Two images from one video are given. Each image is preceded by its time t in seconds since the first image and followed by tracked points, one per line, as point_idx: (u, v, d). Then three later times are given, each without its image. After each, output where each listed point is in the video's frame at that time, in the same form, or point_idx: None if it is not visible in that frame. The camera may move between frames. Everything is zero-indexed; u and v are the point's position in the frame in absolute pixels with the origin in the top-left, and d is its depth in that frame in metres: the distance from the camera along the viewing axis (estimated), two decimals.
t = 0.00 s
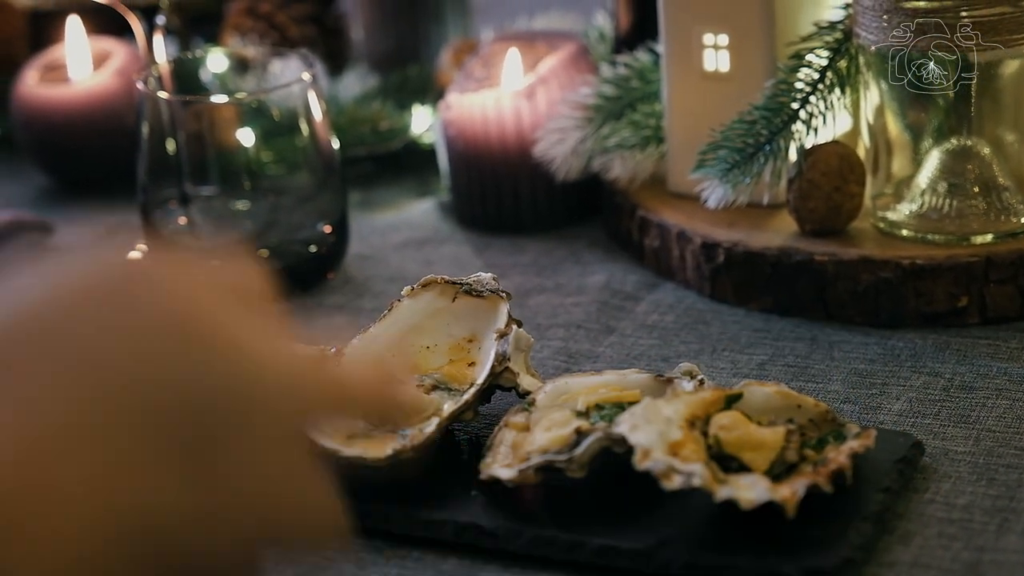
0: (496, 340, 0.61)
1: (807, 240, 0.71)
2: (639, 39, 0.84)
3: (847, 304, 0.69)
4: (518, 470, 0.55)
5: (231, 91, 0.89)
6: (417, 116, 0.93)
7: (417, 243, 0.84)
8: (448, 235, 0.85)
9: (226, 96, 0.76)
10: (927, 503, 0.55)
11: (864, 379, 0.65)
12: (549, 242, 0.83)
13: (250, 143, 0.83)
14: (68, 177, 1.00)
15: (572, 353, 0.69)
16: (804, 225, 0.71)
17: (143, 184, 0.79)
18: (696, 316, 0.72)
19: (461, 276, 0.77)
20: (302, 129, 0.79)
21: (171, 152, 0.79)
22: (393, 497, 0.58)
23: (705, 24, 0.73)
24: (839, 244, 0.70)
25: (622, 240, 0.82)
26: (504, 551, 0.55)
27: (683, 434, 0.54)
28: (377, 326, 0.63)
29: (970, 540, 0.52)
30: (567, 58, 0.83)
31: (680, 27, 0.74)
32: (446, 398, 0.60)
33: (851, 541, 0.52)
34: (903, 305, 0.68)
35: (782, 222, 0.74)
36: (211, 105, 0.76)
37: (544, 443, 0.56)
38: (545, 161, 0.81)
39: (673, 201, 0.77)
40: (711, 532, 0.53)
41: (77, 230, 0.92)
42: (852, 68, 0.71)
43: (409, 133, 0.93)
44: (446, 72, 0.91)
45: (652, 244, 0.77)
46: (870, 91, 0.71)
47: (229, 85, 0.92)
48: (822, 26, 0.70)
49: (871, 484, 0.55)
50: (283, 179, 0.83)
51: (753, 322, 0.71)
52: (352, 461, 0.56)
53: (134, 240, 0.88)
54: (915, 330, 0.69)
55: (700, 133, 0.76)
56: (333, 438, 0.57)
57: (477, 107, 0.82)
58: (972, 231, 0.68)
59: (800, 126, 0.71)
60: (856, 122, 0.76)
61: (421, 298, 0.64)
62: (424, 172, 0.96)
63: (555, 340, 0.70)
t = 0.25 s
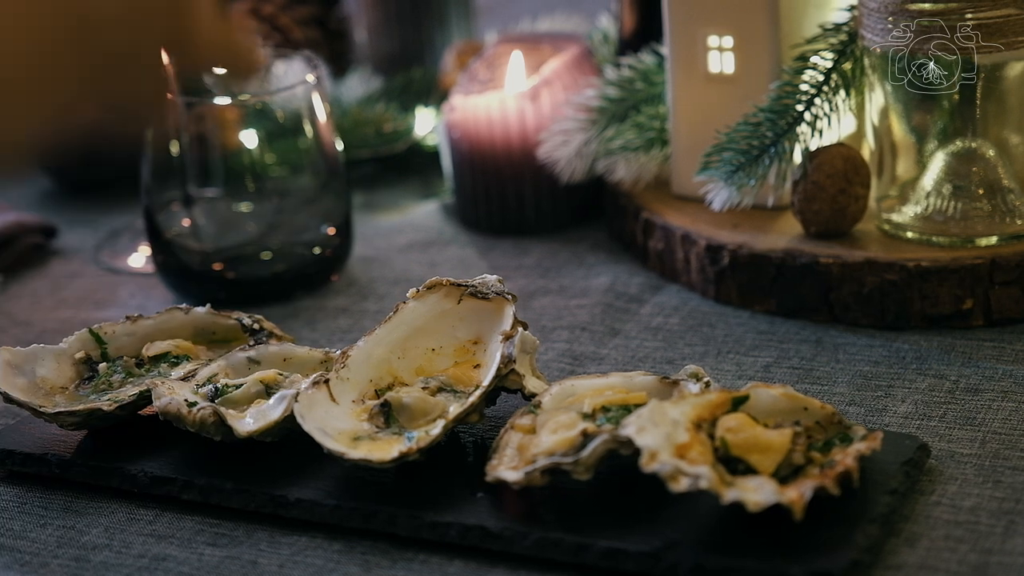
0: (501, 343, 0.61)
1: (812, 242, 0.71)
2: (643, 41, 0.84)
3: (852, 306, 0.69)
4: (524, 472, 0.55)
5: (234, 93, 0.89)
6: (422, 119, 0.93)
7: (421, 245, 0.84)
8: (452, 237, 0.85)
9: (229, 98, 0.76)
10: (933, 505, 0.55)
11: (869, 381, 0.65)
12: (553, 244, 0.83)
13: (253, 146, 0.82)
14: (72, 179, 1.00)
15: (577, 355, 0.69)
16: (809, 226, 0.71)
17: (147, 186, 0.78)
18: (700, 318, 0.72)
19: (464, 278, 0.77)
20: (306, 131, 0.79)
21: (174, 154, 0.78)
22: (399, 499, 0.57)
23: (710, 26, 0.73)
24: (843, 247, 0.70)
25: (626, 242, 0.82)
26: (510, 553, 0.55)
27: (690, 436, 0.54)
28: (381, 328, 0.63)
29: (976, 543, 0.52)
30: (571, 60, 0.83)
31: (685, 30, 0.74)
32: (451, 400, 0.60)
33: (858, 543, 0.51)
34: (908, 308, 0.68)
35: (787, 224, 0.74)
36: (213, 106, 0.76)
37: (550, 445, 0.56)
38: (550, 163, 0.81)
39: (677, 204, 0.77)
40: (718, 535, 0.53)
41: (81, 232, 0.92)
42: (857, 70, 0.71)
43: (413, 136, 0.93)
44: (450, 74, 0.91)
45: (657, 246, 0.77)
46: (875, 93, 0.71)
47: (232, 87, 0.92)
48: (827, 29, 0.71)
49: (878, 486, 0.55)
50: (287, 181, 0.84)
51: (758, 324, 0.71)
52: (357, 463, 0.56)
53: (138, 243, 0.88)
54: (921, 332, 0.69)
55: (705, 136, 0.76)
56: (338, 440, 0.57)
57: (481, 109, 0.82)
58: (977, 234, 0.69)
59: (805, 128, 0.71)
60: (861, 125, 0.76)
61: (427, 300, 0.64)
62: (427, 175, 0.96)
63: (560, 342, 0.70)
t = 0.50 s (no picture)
0: (506, 345, 0.61)
1: (817, 244, 0.71)
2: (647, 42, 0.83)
3: (858, 308, 0.69)
4: (530, 475, 0.55)
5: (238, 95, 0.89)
6: (425, 120, 0.93)
7: (425, 247, 0.84)
8: (456, 238, 0.85)
9: (232, 99, 0.75)
10: (940, 507, 0.55)
11: (874, 383, 0.65)
12: (557, 245, 0.83)
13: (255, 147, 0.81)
14: (75, 180, 1.00)
15: (582, 357, 0.69)
16: (814, 228, 0.71)
17: (151, 188, 0.78)
18: (705, 320, 0.72)
19: (469, 280, 0.77)
20: (310, 132, 0.78)
21: (178, 155, 0.77)
22: (405, 501, 0.57)
23: (714, 28, 0.73)
24: (848, 249, 0.70)
25: (630, 244, 0.82)
26: (516, 556, 0.55)
27: (697, 438, 0.54)
28: (386, 330, 0.63)
29: (983, 546, 0.52)
30: (575, 62, 0.83)
31: (690, 31, 0.74)
32: (456, 402, 0.60)
33: (864, 546, 0.51)
34: (914, 310, 0.68)
35: (791, 226, 0.74)
36: (217, 108, 0.76)
37: (556, 447, 0.56)
38: (554, 164, 0.81)
39: (682, 206, 0.77)
40: (725, 538, 0.53)
41: (85, 233, 0.92)
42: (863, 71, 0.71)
43: (416, 137, 0.93)
44: (454, 75, 0.91)
45: (661, 248, 0.76)
46: (880, 94, 0.71)
47: (235, 88, 0.91)
48: (833, 30, 0.70)
49: (884, 489, 0.55)
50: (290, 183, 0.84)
51: (763, 326, 0.71)
52: (362, 465, 0.56)
53: (141, 244, 0.88)
54: (926, 334, 0.69)
55: (710, 137, 0.76)
56: (343, 442, 0.57)
57: (485, 110, 0.82)
58: (983, 236, 0.68)
59: (810, 129, 0.71)
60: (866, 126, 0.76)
61: (432, 302, 0.64)
62: (431, 176, 0.96)
63: (564, 344, 0.70)
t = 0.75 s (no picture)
0: (512, 347, 0.61)
1: (821, 246, 0.71)
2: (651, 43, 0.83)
3: (863, 310, 0.69)
4: (535, 477, 0.55)
5: (241, 95, 0.88)
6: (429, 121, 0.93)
7: (429, 248, 0.84)
8: (460, 240, 0.85)
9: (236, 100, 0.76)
10: (946, 510, 0.55)
11: (879, 385, 0.64)
12: (561, 247, 0.83)
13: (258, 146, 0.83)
14: (78, 180, 0.99)
15: (587, 359, 0.69)
16: (818, 230, 0.71)
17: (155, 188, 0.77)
18: (710, 322, 0.72)
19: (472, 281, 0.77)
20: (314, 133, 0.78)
21: (181, 155, 0.77)
22: (410, 503, 0.57)
23: (719, 29, 0.73)
24: (853, 250, 0.70)
25: (634, 245, 0.81)
26: (522, 558, 0.55)
27: (703, 441, 0.54)
28: (391, 332, 0.63)
29: (990, 548, 0.52)
30: (579, 63, 0.83)
31: (695, 32, 0.74)
32: (461, 404, 0.60)
33: (870, 548, 0.51)
34: (919, 312, 0.68)
35: (796, 227, 0.74)
36: (220, 108, 0.76)
37: (562, 450, 0.56)
38: (558, 165, 0.81)
39: (686, 207, 0.77)
40: (731, 541, 0.53)
41: (88, 234, 0.91)
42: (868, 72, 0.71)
43: (420, 137, 0.92)
44: (457, 76, 0.91)
45: (665, 249, 0.76)
46: (884, 96, 0.71)
47: (238, 89, 0.91)
48: (838, 31, 0.70)
49: (890, 491, 0.55)
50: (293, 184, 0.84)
51: (768, 328, 0.71)
52: (367, 467, 0.56)
53: (145, 245, 0.88)
54: (931, 336, 0.69)
55: (715, 139, 0.76)
56: (349, 444, 0.57)
57: (489, 111, 0.82)
58: (988, 237, 0.68)
59: (814, 131, 0.71)
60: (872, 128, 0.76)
61: (437, 303, 0.64)
62: (435, 177, 0.96)
63: (569, 346, 0.70)
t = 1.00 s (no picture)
0: (516, 349, 0.61)
1: (826, 247, 0.71)
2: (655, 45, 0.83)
3: (868, 312, 0.69)
4: (541, 479, 0.55)
5: (246, 96, 0.89)
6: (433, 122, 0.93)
7: (433, 249, 0.84)
8: (463, 241, 0.85)
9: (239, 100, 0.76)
10: (952, 512, 0.55)
11: (884, 387, 0.64)
12: (565, 248, 0.83)
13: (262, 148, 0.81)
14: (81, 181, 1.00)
15: (592, 360, 0.69)
16: (823, 232, 0.71)
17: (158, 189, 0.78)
18: (715, 324, 0.72)
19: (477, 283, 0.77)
20: (318, 134, 0.78)
21: (184, 157, 0.78)
22: (415, 505, 0.57)
23: (723, 30, 0.73)
24: (858, 252, 0.69)
25: (638, 246, 0.81)
26: (527, 560, 0.55)
27: (709, 443, 0.54)
28: (396, 333, 0.63)
29: (996, 550, 0.52)
30: (583, 65, 0.83)
31: (699, 33, 0.74)
32: (466, 406, 0.59)
33: (876, 550, 0.51)
34: (924, 313, 0.68)
35: (800, 228, 0.73)
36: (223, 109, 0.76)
37: (567, 452, 0.56)
38: (562, 167, 0.81)
39: (691, 208, 0.77)
40: (737, 543, 0.53)
41: (91, 235, 0.91)
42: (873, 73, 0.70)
43: (423, 138, 0.92)
44: (461, 77, 0.91)
45: (670, 250, 0.76)
46: (890, 97, 0.71)
47: (242, 90, 0.91)
48: (842, 32, 0.70)
49: (896, 493, 0.55)
50: (296, 184, 0.83)
51: (773, 329, 0.71)
52: (372, 468, 0.56)
53: (149, 245, 0.88)
54: (936, 338, 0.69)
55: (719, 140, 0.76)
56: (353, 445, 0.57)
57: (493, 112, 0.82)
58: (994, 238, 0.68)
59: (819, 132, 0.71)
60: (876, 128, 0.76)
61: (442, 305, 0.64)
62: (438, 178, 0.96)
63: (573, 348, 0.70)
